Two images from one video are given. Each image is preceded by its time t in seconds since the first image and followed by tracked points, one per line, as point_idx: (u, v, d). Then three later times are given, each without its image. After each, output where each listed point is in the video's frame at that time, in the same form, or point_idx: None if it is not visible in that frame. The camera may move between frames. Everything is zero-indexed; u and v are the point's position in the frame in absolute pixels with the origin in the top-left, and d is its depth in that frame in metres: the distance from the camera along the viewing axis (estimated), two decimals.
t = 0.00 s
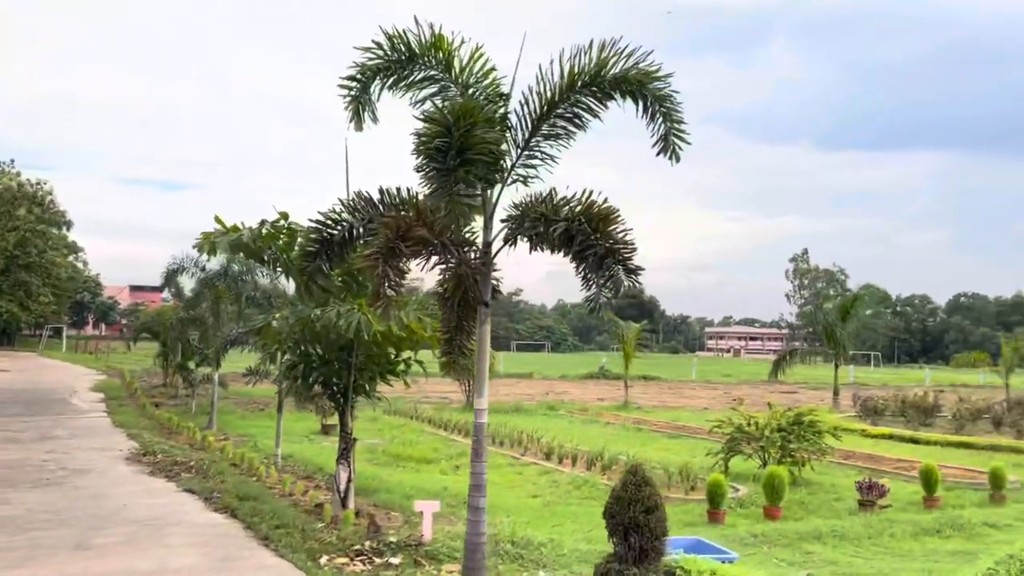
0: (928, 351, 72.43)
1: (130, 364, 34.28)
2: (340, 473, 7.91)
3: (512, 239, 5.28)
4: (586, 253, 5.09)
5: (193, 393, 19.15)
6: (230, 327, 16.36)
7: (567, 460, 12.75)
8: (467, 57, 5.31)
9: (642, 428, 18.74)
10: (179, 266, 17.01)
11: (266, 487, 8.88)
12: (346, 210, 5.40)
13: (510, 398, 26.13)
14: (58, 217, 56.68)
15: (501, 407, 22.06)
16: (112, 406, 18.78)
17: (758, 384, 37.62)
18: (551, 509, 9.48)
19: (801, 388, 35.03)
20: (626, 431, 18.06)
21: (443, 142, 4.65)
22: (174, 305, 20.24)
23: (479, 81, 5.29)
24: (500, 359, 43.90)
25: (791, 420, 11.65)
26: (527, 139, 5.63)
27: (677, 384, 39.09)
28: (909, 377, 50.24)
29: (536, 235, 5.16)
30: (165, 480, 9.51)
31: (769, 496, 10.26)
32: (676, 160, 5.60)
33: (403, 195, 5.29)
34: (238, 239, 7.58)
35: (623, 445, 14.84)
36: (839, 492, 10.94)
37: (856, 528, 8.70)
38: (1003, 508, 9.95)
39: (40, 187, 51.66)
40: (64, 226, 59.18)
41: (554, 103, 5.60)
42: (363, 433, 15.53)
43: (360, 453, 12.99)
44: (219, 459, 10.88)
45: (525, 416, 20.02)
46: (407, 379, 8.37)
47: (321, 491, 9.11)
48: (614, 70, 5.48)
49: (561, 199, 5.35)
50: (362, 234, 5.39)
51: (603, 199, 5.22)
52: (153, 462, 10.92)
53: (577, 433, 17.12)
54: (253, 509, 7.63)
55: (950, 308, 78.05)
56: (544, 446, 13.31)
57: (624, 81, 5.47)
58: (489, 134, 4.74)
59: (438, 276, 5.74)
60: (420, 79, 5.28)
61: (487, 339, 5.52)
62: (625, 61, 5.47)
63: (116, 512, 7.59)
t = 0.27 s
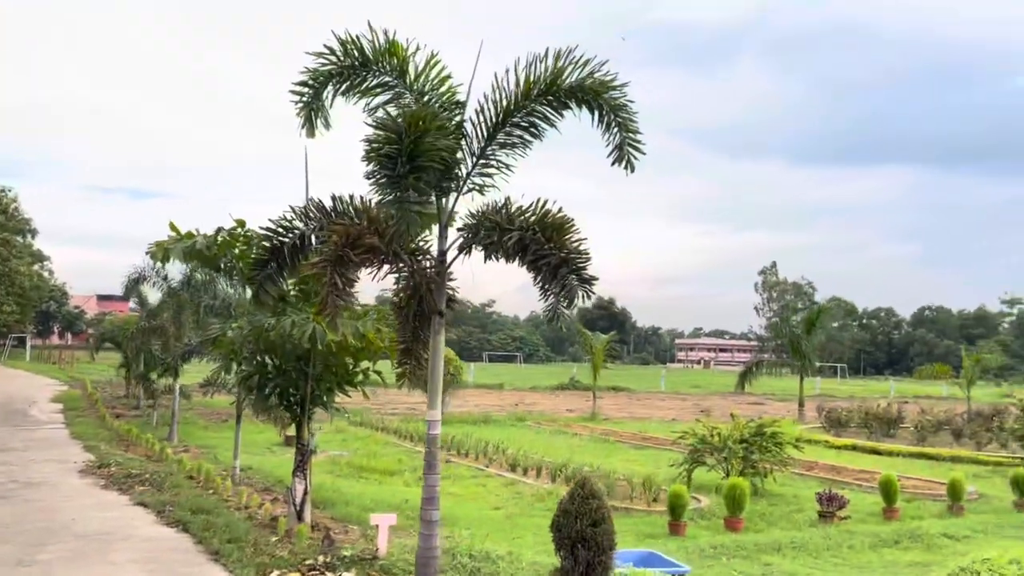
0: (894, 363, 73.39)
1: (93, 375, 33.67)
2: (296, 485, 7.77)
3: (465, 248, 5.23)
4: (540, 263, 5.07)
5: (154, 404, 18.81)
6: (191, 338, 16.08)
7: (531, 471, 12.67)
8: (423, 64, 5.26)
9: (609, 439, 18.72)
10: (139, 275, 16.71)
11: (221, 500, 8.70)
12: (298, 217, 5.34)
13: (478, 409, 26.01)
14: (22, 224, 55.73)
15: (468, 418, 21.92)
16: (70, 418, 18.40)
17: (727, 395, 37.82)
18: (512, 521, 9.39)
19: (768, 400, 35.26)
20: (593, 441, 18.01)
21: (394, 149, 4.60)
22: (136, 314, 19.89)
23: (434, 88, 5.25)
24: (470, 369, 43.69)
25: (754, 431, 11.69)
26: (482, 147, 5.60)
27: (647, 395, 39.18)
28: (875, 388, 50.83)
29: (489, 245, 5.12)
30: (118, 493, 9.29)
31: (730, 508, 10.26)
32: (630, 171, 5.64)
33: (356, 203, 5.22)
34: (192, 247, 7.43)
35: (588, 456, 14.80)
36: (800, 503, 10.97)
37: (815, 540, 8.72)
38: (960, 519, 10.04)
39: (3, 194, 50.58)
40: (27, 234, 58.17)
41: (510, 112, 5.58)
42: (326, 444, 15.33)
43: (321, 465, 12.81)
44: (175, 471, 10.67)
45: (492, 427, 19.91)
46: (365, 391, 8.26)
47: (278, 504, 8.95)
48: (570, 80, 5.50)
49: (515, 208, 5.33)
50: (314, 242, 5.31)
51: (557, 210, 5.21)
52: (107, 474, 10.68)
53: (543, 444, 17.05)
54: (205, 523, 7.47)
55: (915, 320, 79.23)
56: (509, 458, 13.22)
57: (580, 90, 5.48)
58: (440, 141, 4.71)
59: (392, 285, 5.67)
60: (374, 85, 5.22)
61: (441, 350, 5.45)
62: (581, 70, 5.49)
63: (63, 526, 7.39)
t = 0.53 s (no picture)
0: (860, 373, 74.26)
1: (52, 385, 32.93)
2: (250, 497, 7.56)
3: (418, 253, 5.13)
4: (494, 268, 4.97)
5: (112, 414, 18.39)
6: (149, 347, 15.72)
7: (495, 482, 12.54)
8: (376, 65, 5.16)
9: (576, 448, 18.64)
10: (97, 283, 16.32)
11: (172, 513, 8.46)
12: (246, 220, 5.19)
13: (446, 419, 25.82)
14: None
15: (435, 428, 21.74)
16: (24, 428, 17.92)
17: (695, 405, 37.97)
18: (474, 532, 9.26)
19: (736, 409, 35.45)
20: (559, 451, 17.92)
21: (342, 150, 4.48)
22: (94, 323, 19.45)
23: (388, 90, 5.15)
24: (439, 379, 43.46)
25: (718, 440, 11.69)
26: (437, 151, 5.51)
27: (616, 405, 39.21)
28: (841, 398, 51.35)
29: (442, 250, 5.02)
30: (67, 506, 9.01)
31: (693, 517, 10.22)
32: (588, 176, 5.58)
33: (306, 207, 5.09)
34: (142, 252, 7.22)
35: (553, 466, 14.70)
36: (763, 513, 10.97)
37: (776, 549, 8.70)
38: (921, 528, 10.09)
39: None
40: None
41: (465, 116, 5.50)
42: (288, 455, 15.08)
43: (282, 476, 12.58)
44: (128, 483, 10.39)
45: (459, 437, 19.74)
46: (322, 400, 8.09)
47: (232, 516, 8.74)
48: (525, 84, 5.44)
49: (469, 212, 5.24)
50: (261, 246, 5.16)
51: (511, 214, 5.12)
52: (57, 486, 10.37)
53: (510, 453, 16.94)
54: (154, 536, 7.25)
55: (880, 331, 80.31)
56: (472, 468, 13.07)
57: (536, 94, 5.43)
58: (390, 143, 4.60)
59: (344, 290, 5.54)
60: (326, 86, 5.10)
61: (394, 358, 5.31)
62: (537, 74, 5.43)
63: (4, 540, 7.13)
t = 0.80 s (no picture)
0: (828, 381, 75.00)
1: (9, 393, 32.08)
2: (199, 509, 7.32)
3: (367, 258, 4.97)
4: (444, 275, 4.83)
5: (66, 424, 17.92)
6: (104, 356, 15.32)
7: (457, 492, 12.36)
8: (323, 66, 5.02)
9: (542, 457, 18.51)
10: (52, 290, 15.88)
11: (120, 527, 8.19)
12: (188, 224, 5.02)
13: (413, 428, 25.56)
14: None
15: (401, 438, 21.49)
16: None
17: (665, 413, 38.00)
18: (433, 545, 9.09)
19: (705, 417, 35.56)
20: (525, 461, 17.77)
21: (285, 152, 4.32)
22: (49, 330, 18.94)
23: (335, 91, 5.01)
24: (409, 387, 43.15)
25: (681, 450, 11.64)
26: (389, 154, 5.36)
27: (586, 414, 39.14)
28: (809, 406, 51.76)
29: (391, 255, 4.87)
30: (10, 520, 8.70)
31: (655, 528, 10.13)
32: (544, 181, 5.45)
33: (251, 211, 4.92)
34: (84, 259, 6.97)
35: (518, 476, 14.56)
36: (725, 523, 10.93)
37: (737, 560, 8.64)
38: (882, 537, 10.08)
39: None
40: None
41: (417, 119, 5.35)
42: (248, 465, 14.77)
43: (239, 487, 12.30)
44: (76, 495, 10.07)
45: (424, 447, 19.52)
46: (275, 409, 7.89)
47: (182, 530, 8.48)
48: (479, 87, 5.31)
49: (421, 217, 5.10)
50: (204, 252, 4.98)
51: (463, 218, 4.98)
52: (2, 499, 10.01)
53: (475, 463, 16.77)
54: (97, 551, 6.99)
55: (847, 340, 81.22)
56: (435, 478, 12.89)
57: (490, 97, 5.30)
58: (335, 144, 4.46)
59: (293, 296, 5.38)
60: (272, 87, 4.95)
61: (343, 367, 5.13)
62: (492, 77, 5.31)
63: None
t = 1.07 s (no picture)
0: (795, 385, 75.71)
1: None
2: (147, 516, 7.12)
3: (313, 258, 4.86)
4: (391, 274, 4.75)
5: (20, 429, 17.49)
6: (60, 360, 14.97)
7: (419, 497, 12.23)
8: (269, 63, 4.93)
9: (507, 461, 18.41)
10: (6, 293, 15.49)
11: (65, 534, 7.96)
12: (127, 222, 4.88)
13: (379, 432, 25.35)
14: None
15: (366, 443, 21.26)
16: None
17: (633, 417, 38.08)
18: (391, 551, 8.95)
19: (673, 421, 35.66)
20: (491, 465, 17.64)
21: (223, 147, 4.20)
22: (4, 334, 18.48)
23: (281, 89, 4.92)
24: (377, 391, 42.82)
25: (644, 453, 11.61)
26: (337, 153, 5.25)
27: (555, 418, 39.08)
28: (776, 409, 52.17)
29: (336, 255, 4.76)
30: None
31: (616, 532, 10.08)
32: (496, 182, 5.37)
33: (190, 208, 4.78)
34: (25, 259, 6.76)
35: (482, 481, 14.45)
36: (687, 526, 10.92)
37: (696, 563, 8.62)
38: (841, 540, 10.12)
39: None
40: None
41: (367, 117, 5.25)
42: (207, 471, 14.50)
43: (196, 493, 12.05)
44: (23, 501, 9.78)
45: (389, 451, 19.32)
46: (227, 413, 7.71)
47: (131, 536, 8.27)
48: (431, 86, 5.21)
49: (369, 215, 5.00)
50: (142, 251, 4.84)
51: (412, 218, 4.89)
52: None
53: (439, 467, 16.63)
54: (38, 560, 6.78)
55: (815, 344, 82.11)
56: (397, 483, 12.73)
57: (442, 96, 5.20)
58: (276, 140, 4.34)
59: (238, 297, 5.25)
60: (215, 84, 4.86)
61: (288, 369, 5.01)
62: (444, 75, 5.21)
63: None
